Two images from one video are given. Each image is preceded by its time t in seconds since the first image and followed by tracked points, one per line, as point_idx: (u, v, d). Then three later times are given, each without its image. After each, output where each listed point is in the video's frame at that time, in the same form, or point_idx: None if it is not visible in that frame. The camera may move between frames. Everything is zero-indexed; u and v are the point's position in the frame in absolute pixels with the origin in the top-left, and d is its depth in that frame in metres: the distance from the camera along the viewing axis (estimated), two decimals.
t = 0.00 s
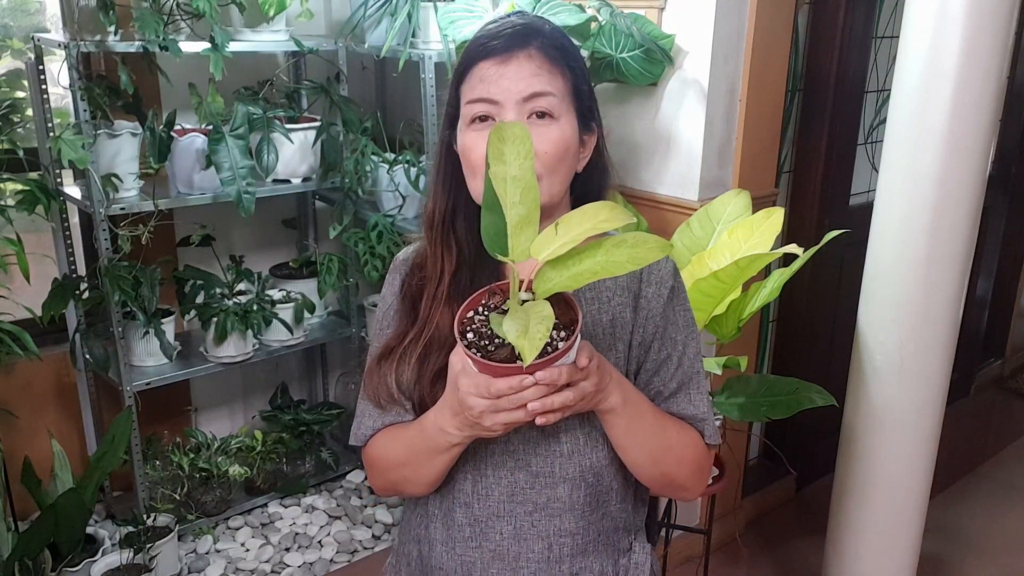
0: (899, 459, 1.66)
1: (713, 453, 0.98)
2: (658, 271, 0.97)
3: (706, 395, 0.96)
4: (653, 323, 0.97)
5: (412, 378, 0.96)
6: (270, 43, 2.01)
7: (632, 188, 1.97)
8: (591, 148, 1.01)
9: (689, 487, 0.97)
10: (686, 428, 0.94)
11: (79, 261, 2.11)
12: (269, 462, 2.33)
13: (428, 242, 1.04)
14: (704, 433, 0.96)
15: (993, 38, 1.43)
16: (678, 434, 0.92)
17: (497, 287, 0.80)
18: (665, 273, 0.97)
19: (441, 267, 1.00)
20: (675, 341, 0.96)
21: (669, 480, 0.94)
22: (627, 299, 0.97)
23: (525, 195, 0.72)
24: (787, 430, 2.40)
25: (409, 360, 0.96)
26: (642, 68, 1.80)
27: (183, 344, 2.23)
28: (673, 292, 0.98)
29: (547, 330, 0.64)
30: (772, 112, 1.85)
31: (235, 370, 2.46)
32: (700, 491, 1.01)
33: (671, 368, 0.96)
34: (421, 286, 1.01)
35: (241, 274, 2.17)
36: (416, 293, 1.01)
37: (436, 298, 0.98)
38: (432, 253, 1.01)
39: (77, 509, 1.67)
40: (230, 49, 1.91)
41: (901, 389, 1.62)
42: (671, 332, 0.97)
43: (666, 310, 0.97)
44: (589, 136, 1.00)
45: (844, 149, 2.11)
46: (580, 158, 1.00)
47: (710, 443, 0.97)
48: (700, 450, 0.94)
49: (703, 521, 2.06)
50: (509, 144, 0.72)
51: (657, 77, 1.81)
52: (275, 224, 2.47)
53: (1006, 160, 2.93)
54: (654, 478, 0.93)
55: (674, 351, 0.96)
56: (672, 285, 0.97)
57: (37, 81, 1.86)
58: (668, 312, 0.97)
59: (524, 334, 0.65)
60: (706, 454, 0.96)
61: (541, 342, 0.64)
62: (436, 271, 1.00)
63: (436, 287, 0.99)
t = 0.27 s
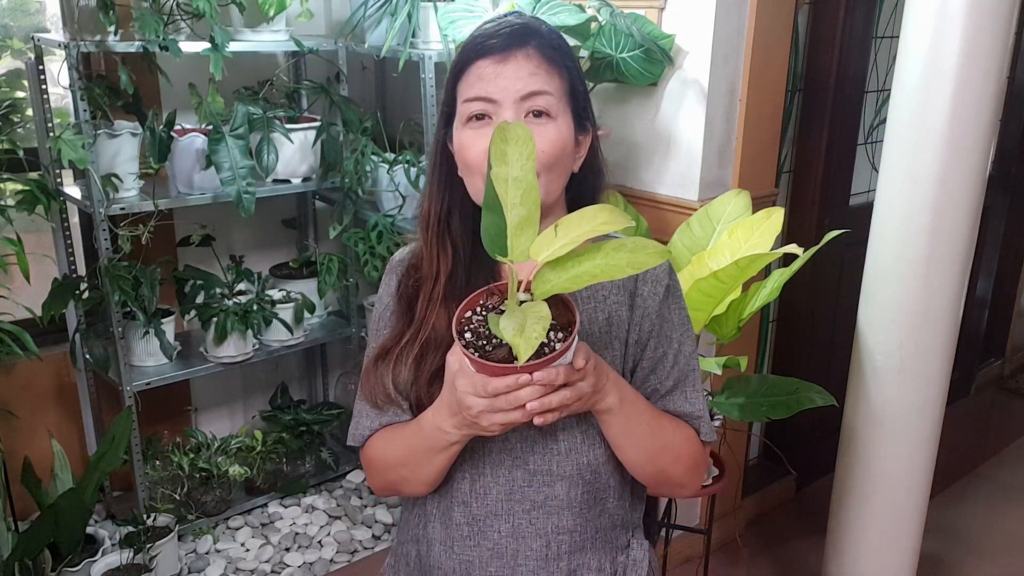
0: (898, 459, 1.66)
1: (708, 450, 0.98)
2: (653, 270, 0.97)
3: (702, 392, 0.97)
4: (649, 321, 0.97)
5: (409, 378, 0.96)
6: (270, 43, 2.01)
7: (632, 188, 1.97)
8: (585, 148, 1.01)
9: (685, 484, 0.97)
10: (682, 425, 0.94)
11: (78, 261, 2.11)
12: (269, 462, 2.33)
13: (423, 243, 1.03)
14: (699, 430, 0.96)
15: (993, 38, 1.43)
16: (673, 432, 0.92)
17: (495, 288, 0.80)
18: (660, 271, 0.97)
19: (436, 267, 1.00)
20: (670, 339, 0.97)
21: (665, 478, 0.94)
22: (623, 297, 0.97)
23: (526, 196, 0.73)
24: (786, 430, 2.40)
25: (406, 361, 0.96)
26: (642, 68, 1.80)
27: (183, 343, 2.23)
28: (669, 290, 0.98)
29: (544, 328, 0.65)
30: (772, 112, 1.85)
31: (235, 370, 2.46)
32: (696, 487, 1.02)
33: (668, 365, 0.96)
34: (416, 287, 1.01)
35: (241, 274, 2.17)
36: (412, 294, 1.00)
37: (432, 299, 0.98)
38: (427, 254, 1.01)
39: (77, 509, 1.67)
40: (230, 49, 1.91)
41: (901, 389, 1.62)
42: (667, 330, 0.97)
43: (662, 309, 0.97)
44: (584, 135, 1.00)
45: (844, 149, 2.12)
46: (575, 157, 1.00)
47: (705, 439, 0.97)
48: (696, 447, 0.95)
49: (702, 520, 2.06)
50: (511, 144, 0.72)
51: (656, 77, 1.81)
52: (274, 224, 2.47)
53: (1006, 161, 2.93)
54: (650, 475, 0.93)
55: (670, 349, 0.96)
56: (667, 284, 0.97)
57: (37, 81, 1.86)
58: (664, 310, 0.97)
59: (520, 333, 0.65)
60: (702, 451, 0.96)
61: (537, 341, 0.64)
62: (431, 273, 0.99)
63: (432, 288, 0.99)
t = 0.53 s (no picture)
0: (898, 458, 1.66)
1: (707, 448, 0.98)
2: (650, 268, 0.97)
3: (700, 390, 0.97)
4: (646, 320, 0.96)
5: (407, 381, 0.96)
6: (270, 43, 2.01)
7: (631, 188, 1.97)
8: (580, 148, 1.01)
9: (684, 483, 0.97)
10: (680, 424, 0.94)
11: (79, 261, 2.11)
12: (269, 462, 2.33)
13: (419, 246, 1.03)
14: (698, 428, 0.96)
15: (993, 38, 1.43)
16: (672, 431, 0.92)
17: (493, 291, 0.80)
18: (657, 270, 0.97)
19: (432, 269, 0.99)
20: (668, 337, 0.97)
21: (665, 477, 0.94)
22: (620, 296, 0.97)
23: (522, 202, 0.73)
24: (787, 431, 2.40)
25: (404, 363, 0.96)
26: (642, 68, 1.80)
27: (183, 344, 2.23)
28: (666, 288, 0.98)
29: (540, 338, 0.65)
30: (773, 112, 1.85)
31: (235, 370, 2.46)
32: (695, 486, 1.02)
33: (666, 364, 0.96)
34: (413, 290, 1.00)
35: (241, 274, 2.17)
36: (408, 298, 1.00)
37: (429, 301, 0.97)
38: (424, 254, 1.00)
39: (77, 509, 1.67)
40: (230, 49, 1.91)
41: (901, 389, 1.62)
42: (665, 328, 0.97)
43: (659, 307, 0.97)
44: (580, 135, 1.00)
45: (844, 150, 2.11)
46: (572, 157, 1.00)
47: (703, 437, 0.97)
48: (695, 445, 0.95)
49: (702, 521, 2.06)
50: (506, 151, 0.72)
51: (656, 77, 1.81)
52: (274, 224, 2.47)
53: (1006, 161, 2.93)
54: (649, 475, 0.93)
55: (667, 347, 0.96)
56: (664, 282, 0.97)
57: (37, 81, 1.86)
58: (661, 309, 0.97)
59: (517, 344, 0.65)
60: (701, 449, 0.96)
61: (534, 351, 0.64)
62: (426, 276, 0.99)
63: (428, 291, 0.98)
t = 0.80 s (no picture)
0: (899, 458, 1.66)
1: (706, 448, 0.98)
2: (646, 268, 0.97)
3: (698, 390, 0.97)
4: (643, 319, 0.97)
5: (406, 382, 0.96)
6: (271, 43, 2.01)
7: (631, 188, 1.97)
8: (577, 149, 1.01)
9: (683, 482, 0.97)
10: (678, 424, 0.94)
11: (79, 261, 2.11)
12: (269, 462, 2.33)
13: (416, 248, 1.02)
14: (696, 428, 0.96)
15: (993, 38, 1.43)
16: (670, 430, 0.92)
17: (485, 293, 0.81)
18: (653, 269, 0.97)
19: (429, 270, 0.99)
20: (665, 336, 0.97)
21: (664, 477, 0.94)
22: (617, 295, 0.97)
23: (508, 201, 0.73)
24: (787, 431, 2.40)
25: (403, 365, 0.96)
26: (642, 68, 1.80)
27: (183, 344, 2.23)
28: (663, 288, 0.98)
29: (531, 334, 0.65)
30: (773, 112, 1.86)
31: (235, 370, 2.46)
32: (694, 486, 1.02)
33: (664, 363, 0.96)
34: (411, 292, 1.00)
35: (241, 274, 2.17)
36: (406, 300, 1.00)
37: (426, 303, 0.97)
38: (421, 255, 1.00)
39: (77, 508, 1.67)
40: (230, 49, 1.91)
41: (901, 389, 1.62)
42: (662, 328, 0.97)
43: (656, 307, 0.97)
44: (577, 135, 1.00)
45: (844, 150, 2.12)
46: (569, 158, 1.00)
47: (702, 437, 0.97)
48: (693, 444, 0.95)
49: (703, 520, 2.06)
50: (490, 151, 0.72)
51: (656, 77, 1.81)
52: (274, 224, 2.47)
53: (1006, 161, 2.93)
54: (648, 475, 0.93)
55: (664, 347, 0.97)
56: (661, 281, 0.97)
57: (37, 81, 1.86)
58: (658, 308, 0.97)
59: (508, 339, 0.65)
60: (699, 448, 0.96)
61: (525, 346, 0.64)
62: (423, 278, 0.99)
63: (425, 292, 0.98)
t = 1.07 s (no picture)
0: (899, 458, 1.66)
1: (706, 449, 0.98)
2: (643, 269, 0.97)
3: (696, 390, 0.97)
4: (641, 320, 0.97)
5: (404, 385, 0.96)
6: (271, 43, 2.01)
7: (631, 188, 1.97)
8: (576, 150, 1.01)
9: (683, 483, 0.97)
10: (677, 424, 0.94)
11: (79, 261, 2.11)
12: (269, 462, 2.33)
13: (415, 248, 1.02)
14: (695, 428, 0.96)
15: (993, 38, 1.43)
16: (669, 430, 0.92)
17: (477, 293, 0.81)
18: (650, 269, 0.97)
19: (426, 271, 0.99)
20: (663, 337, 0.97)
21: (663, 477, 0.94)
22: (615, 296, 0.97)
23: (497, 199, 0.74)
24: (787, 431, 2.40)
25: (401, 367, 0.96)
26: (642, 68, 1.80)
27: (183, 344, 2.23)
28: (661, 288, 0.98)
29: (518, 332, 0.65)
30: (773, 112, 1.86)
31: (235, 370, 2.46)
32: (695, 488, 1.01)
33: (662, 363, 0.96)
34: (409, 293, 1.00)
35: (240, 274, 2.17)
36: (404, 302, 1.00)
37: (424, 304, 0.97)
38: (420, 256, 1.00)
39: (77, 508, 1.67)
40: (230, 49, 1.91)
41: (901, 389, 1.62)
42: (660, 328, 0.97)
43: (654, 307, 0.97)
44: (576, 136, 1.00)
45: (843, 150, 2.12)
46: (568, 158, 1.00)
47: (702, 438, 0.97)
48: (692, 444, 0.95)
49: (702, 520, 2.06)
50: (478, 150, 0.74)
51: (656, 77, 1.80)
52: (274, 224, 2.47)
53: (1006, 161, 2.93)
54: (647, 476, 0.93)
55: (662, 347, 0.97)
56: (658, 281, 0.97)
57: (37, 81, 1.86)
58: (655, 308, 0.97)
59: (495, 337, 0.65)
60: (698, 448, 0.96)
61: (512, 344, 0.64)
62: (422, 279, 0.99)
63: (424, 293, 0.98)
